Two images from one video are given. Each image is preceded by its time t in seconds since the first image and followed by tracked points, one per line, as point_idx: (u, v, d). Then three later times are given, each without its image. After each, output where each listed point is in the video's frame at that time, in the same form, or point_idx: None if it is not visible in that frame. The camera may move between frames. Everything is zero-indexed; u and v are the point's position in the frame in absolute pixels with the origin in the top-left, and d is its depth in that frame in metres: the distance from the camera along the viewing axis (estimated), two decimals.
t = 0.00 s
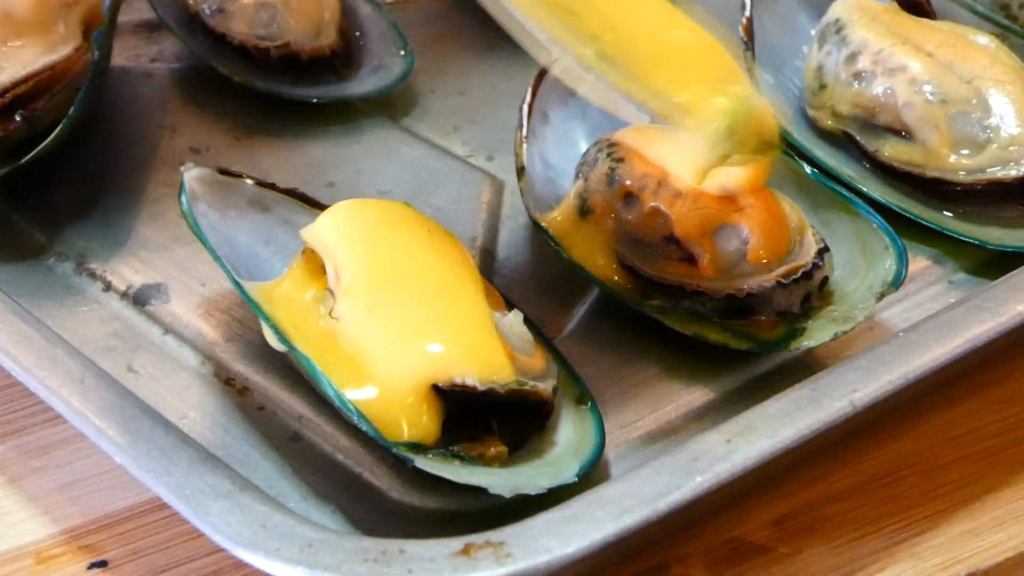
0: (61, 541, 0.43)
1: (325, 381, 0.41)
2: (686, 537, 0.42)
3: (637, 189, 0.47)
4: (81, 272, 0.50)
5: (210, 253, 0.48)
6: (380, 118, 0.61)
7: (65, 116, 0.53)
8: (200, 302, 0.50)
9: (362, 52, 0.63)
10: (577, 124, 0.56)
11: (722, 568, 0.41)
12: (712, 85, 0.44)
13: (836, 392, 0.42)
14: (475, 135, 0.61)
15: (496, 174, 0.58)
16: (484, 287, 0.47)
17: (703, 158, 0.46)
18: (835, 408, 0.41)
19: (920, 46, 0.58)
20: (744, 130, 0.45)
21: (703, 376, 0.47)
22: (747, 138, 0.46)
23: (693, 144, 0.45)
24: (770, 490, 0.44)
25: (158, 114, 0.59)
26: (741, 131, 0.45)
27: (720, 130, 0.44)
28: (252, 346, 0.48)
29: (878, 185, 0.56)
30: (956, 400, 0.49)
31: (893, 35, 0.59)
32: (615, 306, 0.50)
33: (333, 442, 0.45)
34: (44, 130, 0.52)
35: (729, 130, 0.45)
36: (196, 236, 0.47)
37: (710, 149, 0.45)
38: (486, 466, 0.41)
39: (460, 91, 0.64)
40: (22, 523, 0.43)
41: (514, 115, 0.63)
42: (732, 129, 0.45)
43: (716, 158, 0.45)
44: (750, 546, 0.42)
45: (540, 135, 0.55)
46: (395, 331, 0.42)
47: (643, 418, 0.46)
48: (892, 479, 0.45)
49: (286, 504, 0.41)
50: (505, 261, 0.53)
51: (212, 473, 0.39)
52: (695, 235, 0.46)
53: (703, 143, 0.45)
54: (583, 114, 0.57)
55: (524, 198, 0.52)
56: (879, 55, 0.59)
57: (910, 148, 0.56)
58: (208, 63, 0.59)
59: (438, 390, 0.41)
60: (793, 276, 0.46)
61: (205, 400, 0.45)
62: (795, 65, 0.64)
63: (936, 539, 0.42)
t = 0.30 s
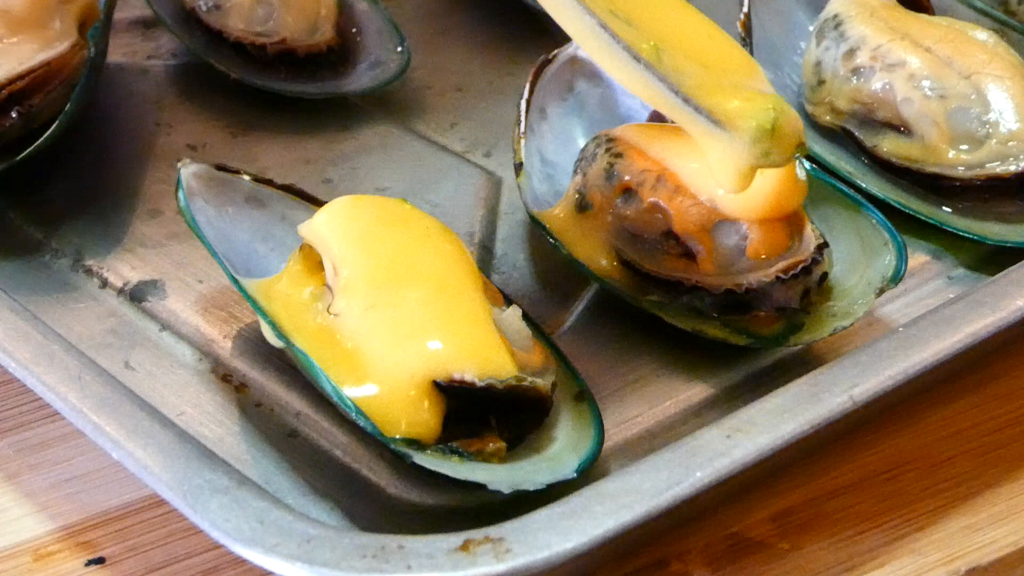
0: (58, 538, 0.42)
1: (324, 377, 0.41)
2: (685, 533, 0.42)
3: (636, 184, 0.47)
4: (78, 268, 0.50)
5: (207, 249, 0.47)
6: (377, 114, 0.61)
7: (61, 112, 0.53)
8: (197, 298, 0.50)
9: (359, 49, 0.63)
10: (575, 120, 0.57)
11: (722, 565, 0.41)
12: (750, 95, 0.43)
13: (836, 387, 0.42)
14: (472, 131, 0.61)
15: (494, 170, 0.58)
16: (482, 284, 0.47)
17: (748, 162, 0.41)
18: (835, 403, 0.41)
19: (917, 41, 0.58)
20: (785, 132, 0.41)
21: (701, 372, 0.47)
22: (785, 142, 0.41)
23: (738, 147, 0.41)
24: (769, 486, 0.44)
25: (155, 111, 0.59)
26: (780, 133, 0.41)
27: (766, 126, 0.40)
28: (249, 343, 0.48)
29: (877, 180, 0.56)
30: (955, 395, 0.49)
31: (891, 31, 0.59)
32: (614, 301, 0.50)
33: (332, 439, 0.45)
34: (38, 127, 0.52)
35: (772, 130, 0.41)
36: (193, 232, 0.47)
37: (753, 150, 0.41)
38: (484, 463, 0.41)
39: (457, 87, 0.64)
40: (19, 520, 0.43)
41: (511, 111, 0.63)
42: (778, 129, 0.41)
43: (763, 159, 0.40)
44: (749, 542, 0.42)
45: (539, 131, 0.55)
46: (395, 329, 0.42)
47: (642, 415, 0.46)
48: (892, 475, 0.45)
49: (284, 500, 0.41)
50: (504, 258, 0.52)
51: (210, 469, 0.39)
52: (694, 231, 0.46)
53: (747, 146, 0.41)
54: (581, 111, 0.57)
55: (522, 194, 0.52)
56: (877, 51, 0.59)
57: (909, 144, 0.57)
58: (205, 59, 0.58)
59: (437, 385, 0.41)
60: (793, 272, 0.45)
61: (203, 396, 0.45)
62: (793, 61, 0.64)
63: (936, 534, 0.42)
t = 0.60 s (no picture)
0: (53, 531, 0.42)
1: (319, 369, 0.41)
2: (682, 526, 0.42)
3: (638, 174, 0.48)
4: (74, 263, 0.50)
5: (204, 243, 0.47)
6: (373, 109, 0.61)
7: (57, 106, 0.53)
8: (193, 292, 0.50)
9: (356, 44, 0.63)
10: (575, 113, 0.57)
11: (719, 558, 0.41)
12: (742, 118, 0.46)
13: (833, 380, 0.42)
14: (468, 126, 0.61)
15: (490, 165, 0.58)
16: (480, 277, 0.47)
17: (712, 165, 0.45)
18: (833, 396, 0.41)
19: (915, 36, 0.59)
20: (749, 140, 0.45)
21: (699, 366, 0.47)
22: (746, 148, 0.45)
23: (702, 150, 0.45)
24: (766, 479, 0.44)
25: (151, 106, 0.59)
26: (743, 139, 0.45)
27: (728, 133, 0.45)
28: (245, 336, 0.48)
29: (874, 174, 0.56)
30: (953, 389, 0.49)
31: (889, 25, 0.59)
32: (613, 294, 0.50)
33: (328, 432, 0.44)
34: (34, 121, 0.51)
35: (737, 135, 0.45)
36: (190, 225, 0.47)
37: (718, 153, 0.45)
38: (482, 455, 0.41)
39: (453, 82, 0.64)
40: (15, 514, 0.43)
41: (508, 106, 0.63)
42: (741, 136, 0.45)
43: (723, 161, 0.45)
44: (747, 535, 0.42)
45: (539, 124, 0.55)
46: (392, 322, 0.42)
47: (639, 408, 0.46)
48: (889, 468, 0.45)
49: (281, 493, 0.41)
50: (501, 252, 0.52)
51: (206, 461, 0.38)
52: (693, 221, 0.46)
53: (710, 148, 0.45)
54: (581, 105, 0.57)
55: (522, 184, 0.52)
56: (875, 45, 0.59)
57: (906, 138, 0.56)
58: (200, 53, 0.59)
59: (437, 377, 0.41)
60: (794, 265, 0.45)
61: (198, 390, 0.45)
62: (791, 56, 0.64)
63: (934, 528, 0.42)
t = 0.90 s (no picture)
0: (49, 527, 0.42)
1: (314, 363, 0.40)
2: (679, 520, 0.42)
3: (639, 165, 0.48)
4: (69, 258, 0.50)
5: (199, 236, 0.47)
6: (369, 105, 0.61)
7: (53, 100, 0.52)
8: (188, 287, 0.50)
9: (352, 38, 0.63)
10: (574, 108, 0.56)
11: (716, 553, 0.41)
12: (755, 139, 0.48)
13: (830, 374, 0.42)
14: (464, 121, 0.61)
15: (486, 160, 0.58)
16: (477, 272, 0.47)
17: (628, 91, 0.49)
18: (829, 390, 0.41)
19: (913, 31, 0.58)
20: (659, 66, 0.49)
21: (697, 361, 0.47)
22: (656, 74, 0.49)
23: (619, 78, 0.49)
24: (763, 473, 0.44)
25: (147, 102, 0.59)
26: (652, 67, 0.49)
27: (641, 61, 0.49)
28: (241, 331, 0.48)
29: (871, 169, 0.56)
30: (950, 384, 0.49)
31: (885, 20, 0.59)
32: (610, 290, 0.50)
33: (324, 427, 0.44)
34: (30, 116, 0.52)
35: (647, 63, 0.49)
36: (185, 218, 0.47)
37: (634, 80, 0.48)
38: (478, 451, 0.40)
39: (449, 78, 0.64)
40: (10, 510, 0.43)
41: (504, 101, 0.63)
42: (652, 63, 0.49)
43: (638, 87, 0.48)
44: (743, 529, 0.42)
45: (537, 118, 0.55)
46: (390, 317, 0.42)
47: (635, 402, 0.46)
48: (886, 462, 0.45)
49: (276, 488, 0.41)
50: (497, 247, 0.52)
51: (201, 456, 0.38)
52: (693, 212, 0.47)
53: (624, 77, 0.49)
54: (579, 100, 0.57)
55: (520, 174, 0.52)
56: (870, 40, 0.59)
57: (903, 133, 0.57)
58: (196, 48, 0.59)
59: (436, 373, 0.41)
60: (793, 259, 0.45)
61: (194, 385, 0.45)
62: (787, 51, 0.64)
63: (931, 522, 0.42)
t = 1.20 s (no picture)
0: (45, 536, 0.42)
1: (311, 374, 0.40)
2: (675, 531, 0.42)
3: (639, 172, 0.49)
4: (65, 267, 0.50)
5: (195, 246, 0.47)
6: (365, 112, 0.61)
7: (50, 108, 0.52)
8: (183, 296, 0.50)
9: (346, 46, 0.63)
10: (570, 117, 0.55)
11: (712, 563, 0.41)
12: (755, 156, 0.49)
13: (825, 385, 0.42)
14: (461, 129, 0.61)
15: (483, 168, 0.58)
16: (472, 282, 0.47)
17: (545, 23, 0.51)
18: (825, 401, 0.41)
19: (909, 39, 0.59)
20: None
21: (692, 370, 0.48)
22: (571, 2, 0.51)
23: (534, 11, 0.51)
24: (759, 483, 0.44)
25: (143, 109, 0.59)
26: None
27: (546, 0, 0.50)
28: (237, 340, 0.48)
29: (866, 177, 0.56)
30: (945, 394, 0.49)
31: (881, 28, 0.59)
32: (606, 299, 0.50)
33: (319, 437, 0.44)
34: (27, 124, 0.51)
35: None
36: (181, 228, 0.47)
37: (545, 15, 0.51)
38: (474, 462, 0.41)
39: (445, 85, 0.64)
40: (5, 520, 0.43)
41: (500, 108, 0.63)
42: None
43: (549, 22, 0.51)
44: (739, 539, 0.42)
45: (533, 126, 0.55)
46: (388, 327, 0.42)
47: (631, 413, 0.46)
48: (882, 472, 0.45)
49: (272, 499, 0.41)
50: (493, 255, 0.52)
51: (197, 467, 0.38)
52: (690, 218, 0.47)
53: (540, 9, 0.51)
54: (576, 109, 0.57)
55: (516, 178, 0.52)
56: (866, 48, 0.59)
57: (898, 141, 0.57)
58: (191, 56, 0.58)
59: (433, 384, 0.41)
60: (790, 268, 0.45)
61: (189, 395, 0.45)
62: (782, 58, 0.64)
63: (927, 532, 0.42)
